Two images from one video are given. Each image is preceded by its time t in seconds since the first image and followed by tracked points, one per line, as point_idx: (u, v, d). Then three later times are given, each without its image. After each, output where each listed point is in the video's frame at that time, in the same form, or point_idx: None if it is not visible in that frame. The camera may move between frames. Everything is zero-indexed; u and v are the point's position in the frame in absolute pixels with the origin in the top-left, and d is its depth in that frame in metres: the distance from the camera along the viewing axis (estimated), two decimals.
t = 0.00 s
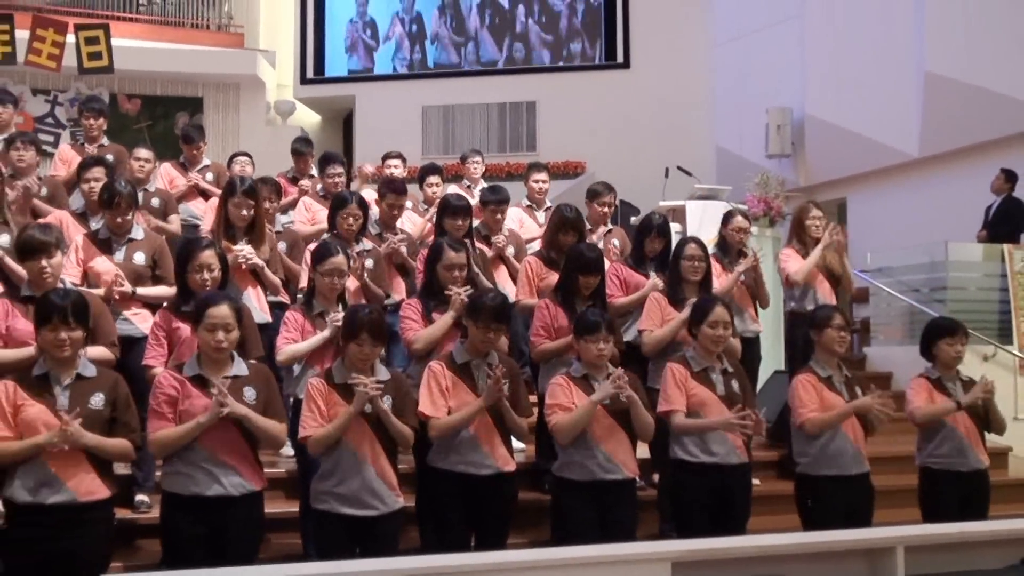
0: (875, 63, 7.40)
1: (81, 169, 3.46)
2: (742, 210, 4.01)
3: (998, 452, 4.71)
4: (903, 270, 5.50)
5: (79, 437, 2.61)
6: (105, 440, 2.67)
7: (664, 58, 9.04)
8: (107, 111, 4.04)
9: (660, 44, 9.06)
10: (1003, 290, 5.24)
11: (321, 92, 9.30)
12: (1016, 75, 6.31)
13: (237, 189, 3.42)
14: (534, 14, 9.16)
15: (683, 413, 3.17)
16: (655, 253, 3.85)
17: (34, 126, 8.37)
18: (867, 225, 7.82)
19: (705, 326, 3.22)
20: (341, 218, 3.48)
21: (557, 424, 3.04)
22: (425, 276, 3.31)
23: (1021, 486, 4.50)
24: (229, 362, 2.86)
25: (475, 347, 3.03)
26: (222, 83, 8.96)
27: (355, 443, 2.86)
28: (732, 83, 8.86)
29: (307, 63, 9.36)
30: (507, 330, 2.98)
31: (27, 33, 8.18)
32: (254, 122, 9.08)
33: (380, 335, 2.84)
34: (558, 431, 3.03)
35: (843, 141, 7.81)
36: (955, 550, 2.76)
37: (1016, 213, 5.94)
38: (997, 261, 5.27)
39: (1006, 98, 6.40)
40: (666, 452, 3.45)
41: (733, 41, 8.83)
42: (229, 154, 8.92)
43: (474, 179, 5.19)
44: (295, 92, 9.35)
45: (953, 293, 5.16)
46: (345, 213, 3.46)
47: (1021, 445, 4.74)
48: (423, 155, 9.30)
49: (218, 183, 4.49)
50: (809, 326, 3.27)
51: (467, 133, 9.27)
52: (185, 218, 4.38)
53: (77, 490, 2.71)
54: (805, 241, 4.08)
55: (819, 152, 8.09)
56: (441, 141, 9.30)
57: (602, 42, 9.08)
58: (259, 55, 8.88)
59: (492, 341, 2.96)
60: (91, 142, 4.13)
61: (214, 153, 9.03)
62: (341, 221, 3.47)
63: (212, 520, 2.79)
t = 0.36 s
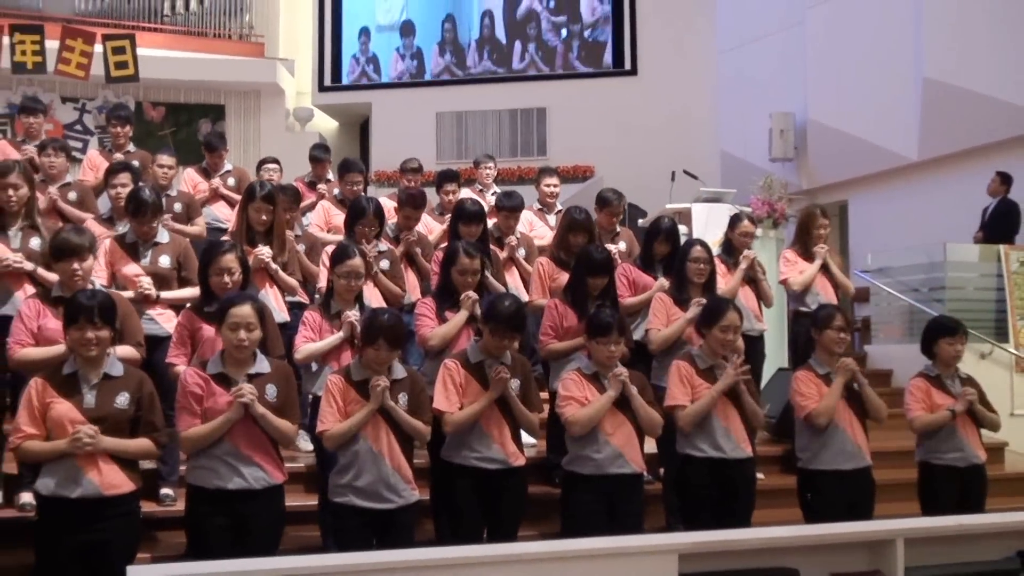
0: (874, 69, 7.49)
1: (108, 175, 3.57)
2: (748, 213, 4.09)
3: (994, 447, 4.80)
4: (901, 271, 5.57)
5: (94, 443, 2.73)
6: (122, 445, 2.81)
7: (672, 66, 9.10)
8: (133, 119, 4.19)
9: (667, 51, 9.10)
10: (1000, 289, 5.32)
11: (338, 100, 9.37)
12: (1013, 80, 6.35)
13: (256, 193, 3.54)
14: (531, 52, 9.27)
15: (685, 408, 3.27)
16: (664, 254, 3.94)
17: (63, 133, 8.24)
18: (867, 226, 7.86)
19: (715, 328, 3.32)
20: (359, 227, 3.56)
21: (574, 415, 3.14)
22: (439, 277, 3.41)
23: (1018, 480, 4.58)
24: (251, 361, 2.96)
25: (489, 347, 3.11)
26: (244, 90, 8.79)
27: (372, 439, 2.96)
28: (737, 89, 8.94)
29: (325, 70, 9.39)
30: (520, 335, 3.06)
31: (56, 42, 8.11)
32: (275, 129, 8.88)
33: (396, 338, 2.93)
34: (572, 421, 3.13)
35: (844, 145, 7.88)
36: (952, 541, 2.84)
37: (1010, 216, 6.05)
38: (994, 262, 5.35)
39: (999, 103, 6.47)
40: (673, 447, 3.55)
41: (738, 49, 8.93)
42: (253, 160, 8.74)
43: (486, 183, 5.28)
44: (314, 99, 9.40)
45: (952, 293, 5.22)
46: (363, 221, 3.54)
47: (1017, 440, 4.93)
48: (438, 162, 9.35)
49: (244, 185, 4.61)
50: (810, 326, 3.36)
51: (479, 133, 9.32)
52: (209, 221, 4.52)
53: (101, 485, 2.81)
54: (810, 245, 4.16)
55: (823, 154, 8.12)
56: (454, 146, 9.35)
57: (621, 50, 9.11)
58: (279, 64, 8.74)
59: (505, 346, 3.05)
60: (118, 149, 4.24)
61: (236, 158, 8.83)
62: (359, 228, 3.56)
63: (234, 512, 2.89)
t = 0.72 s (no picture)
0: (880, 75, 7.53)
1: (140, 180, 3.69)
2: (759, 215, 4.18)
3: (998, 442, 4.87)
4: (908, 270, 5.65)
5: (124, 439, 2.84)
6: (151, 441, 2.90)
7: (683, 70, 9.17)
8: (164, 125, 4.34)
9: (681, 57, 9.17)
10: (1004, 288, 5.39)
11: (358, 107, 9.43)
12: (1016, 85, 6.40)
13: (278, 196, 3.67)
14: (531, 74, 9.42)
15: (701, 402, 3.36)
16: (677, 254, 4.03)
17: (97, 139, 8.34)
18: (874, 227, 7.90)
19: (728, 328, 3.42)
20: (378, 232, 3.66)
21: (592, 407, 3.24)
22: (458, 278, 3.50)
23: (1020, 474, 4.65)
24: (277, 358, 3.07)
25: (506, 345, 3.21)
26: (270, 97, 8.90)
27: (393, 434, 3.06)
28: (748, 92, 8.99)
29: (347, 78, 9.52)
30: (537, 334, 3.16)
31: (91, 51, 8.20)
32: (299, 135, 9.02)
33: (417, 337, 3.04)
34: (590, 414, 3.23)
35: (851, 147, 7.92)
36: (957, 535, 2.92)
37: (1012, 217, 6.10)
38: (997, 261, 5.43)
39: (1006, 107, 6.51)
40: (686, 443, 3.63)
41: (748, 54, 8.97)
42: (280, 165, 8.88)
43: (504, 187, 5.38)
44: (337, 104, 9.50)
45: (958, 292, 5.30)
46: (384, 226, 3.64)
47: (1021, 436, 4.84)
48: (457, 164, 9.42)
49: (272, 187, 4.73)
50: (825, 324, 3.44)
51: (497, 136, 9.41)
52: (236, 224, 4.64)
53: (132, 479, 2.91)
54: (820, 246, 4.23)
55: (831, 156, 8.14)
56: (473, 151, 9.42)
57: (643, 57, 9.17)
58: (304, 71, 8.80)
59: (522, 343, 3.16)
60: (149, 154, 4.38)
61: (264, 162, 8.97)
62: (380, 233, 3.65)
63: (262, 504, 2.99)
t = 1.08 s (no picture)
0: (889, 79, 7.60)
1: (176, 186, 3.86)
2: (772, 216, 4.27)
3: (1006, 439, 4.95)
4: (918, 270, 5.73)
5: (158, 435, 2.93)
6: (184, 436, 2.99)
7: (699, 76, 9.24)
8: (197, 132, 4.47)
9: (696, 62, 9.25)
10: (1010, 289, 5.43)
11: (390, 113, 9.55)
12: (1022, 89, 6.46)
13: (304, 200, 3.80)
14: (529, 84, 9.53)
15: (718, 398, 3.45)
16: (693, 255, 4.14)
17: (133, 146, 8.41)
18: (883, 229, 7.93)
19: (743, 328, 3.51)
20: (404, 235, 3.76)
21: (608, 402, 3.36)
22: (480, 278, 3.61)
23: None
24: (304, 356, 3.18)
25: (527, 343, 3.31)
26: (297, 103, 8.94)
27: (418, 429, 3.17)
28: (762, 98, 9.05)
29: (373, 86, 9.60)
30: (556, 332, 3.27)
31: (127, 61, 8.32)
32: (326, 140, 9.05)
33: (440, 335, 3.15)
34: (608, 411, 3.33)
35: (861, 151, 7.98)
36: (965, 529, 2.99)
37: (1016, 219, 6.16)
38: (1004, 261, 5.49)
39: (1012, 111, 6.57)
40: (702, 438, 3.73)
41: (762, 61, 9.04)
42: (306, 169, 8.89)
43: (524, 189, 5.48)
44: (363, 112, 9.61)
45: (965, 292, 5.38)
46: (408, 229, 3.75)
47: None
48: (479, 168, 9.51)
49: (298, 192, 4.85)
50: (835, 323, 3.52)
51: (517, 142, 9.47)
52: (267, 227, 4.76)
53: (166, 473, 2.99)
54: (831, 247, 4.30)
55: (843, 159, 8.18)
56: (495, 154, 9.51)
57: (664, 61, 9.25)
58: (332, 79, 8.89)
59: (542, 342, 3.26)
60: (183, 160, 4.52)
61: (291, 167, 8.99)
62: (405, 236, 3.77)
63: (292, 497, 3.10)
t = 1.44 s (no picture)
0: (902, 83, 7.65)
1: (208, 191, 4.02)
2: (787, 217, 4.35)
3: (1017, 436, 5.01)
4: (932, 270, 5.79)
5: (191, 431, 2.99)
6: (217, 433, 3.05)
7: (717, 82, 9.16)
8: (229, 138, 4.60)
9: (714, 68, 9.15)
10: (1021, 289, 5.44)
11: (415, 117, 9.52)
12: None
13: (332, 203, 3.90)
14: (527, 90, 9.48)
15: (735, 396, 3.53)
16: (711, 255, 4.21)
17: (168, 152, 8.56)
18: (896, 230, 7.94)
19: (760, 326, 3.60)
20: (428, 238, 3.86)
21: (629, 402, 3.43)
22: (504, 279, 3.70)
23: None
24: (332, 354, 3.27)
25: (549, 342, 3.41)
26: (326, 110, 9.07)
27: (443, 425, 3.27)
28: (778, 104, 9.01)
29: (399, 92, 9.59)
30: (577, 331, 3.36)
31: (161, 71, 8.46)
32: (354, 145, 9.15)
33: (463, 335, 3.25)
34: (628, 409, 3.42)
35: (876, 154, 7.99)
36: (975, 524, 3.07)
37: None
38: (1013, 262, 5.52)
39: None
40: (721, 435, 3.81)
41: (778, 68, 9.00)
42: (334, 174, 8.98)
43: (545, 193, 5.59)
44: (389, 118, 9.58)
45: (976, 292, 5.43)
46: (433, 232, 3.84)
47: None
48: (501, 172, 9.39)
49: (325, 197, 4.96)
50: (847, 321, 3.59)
51: (539, 148, 9.38)
52: (295, 231, 4.87)
53: (198, 468, 3.05)
54: (847, 247, 4.37)
55: (856, 161, 8.20)
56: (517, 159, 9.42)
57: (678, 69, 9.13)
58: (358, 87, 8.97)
59: (563, 341, 3.35)
60: (215, 166, 4.64)
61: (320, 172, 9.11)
62: (429, 238, 3.85)
63: (320, 491, 3.19)
